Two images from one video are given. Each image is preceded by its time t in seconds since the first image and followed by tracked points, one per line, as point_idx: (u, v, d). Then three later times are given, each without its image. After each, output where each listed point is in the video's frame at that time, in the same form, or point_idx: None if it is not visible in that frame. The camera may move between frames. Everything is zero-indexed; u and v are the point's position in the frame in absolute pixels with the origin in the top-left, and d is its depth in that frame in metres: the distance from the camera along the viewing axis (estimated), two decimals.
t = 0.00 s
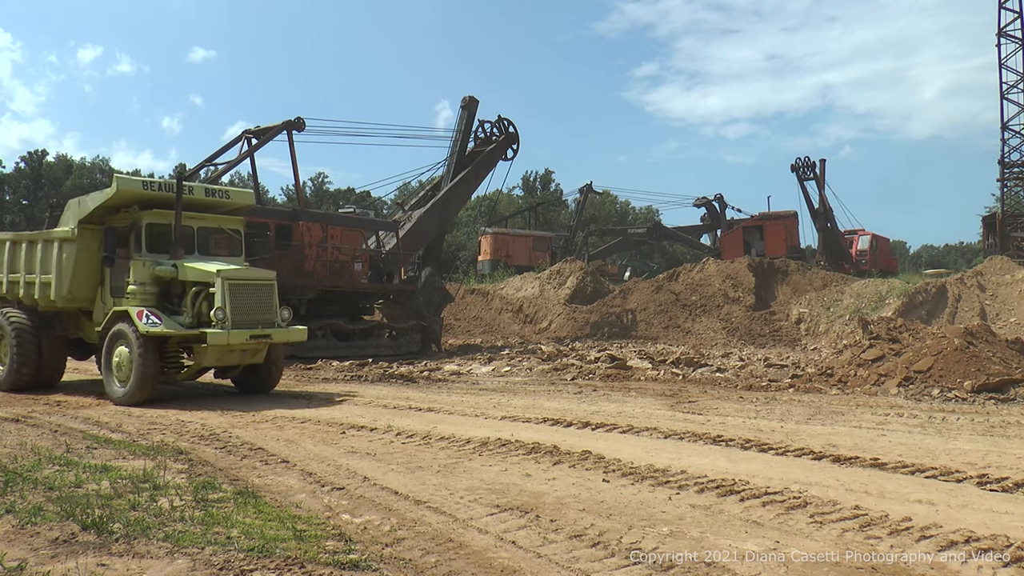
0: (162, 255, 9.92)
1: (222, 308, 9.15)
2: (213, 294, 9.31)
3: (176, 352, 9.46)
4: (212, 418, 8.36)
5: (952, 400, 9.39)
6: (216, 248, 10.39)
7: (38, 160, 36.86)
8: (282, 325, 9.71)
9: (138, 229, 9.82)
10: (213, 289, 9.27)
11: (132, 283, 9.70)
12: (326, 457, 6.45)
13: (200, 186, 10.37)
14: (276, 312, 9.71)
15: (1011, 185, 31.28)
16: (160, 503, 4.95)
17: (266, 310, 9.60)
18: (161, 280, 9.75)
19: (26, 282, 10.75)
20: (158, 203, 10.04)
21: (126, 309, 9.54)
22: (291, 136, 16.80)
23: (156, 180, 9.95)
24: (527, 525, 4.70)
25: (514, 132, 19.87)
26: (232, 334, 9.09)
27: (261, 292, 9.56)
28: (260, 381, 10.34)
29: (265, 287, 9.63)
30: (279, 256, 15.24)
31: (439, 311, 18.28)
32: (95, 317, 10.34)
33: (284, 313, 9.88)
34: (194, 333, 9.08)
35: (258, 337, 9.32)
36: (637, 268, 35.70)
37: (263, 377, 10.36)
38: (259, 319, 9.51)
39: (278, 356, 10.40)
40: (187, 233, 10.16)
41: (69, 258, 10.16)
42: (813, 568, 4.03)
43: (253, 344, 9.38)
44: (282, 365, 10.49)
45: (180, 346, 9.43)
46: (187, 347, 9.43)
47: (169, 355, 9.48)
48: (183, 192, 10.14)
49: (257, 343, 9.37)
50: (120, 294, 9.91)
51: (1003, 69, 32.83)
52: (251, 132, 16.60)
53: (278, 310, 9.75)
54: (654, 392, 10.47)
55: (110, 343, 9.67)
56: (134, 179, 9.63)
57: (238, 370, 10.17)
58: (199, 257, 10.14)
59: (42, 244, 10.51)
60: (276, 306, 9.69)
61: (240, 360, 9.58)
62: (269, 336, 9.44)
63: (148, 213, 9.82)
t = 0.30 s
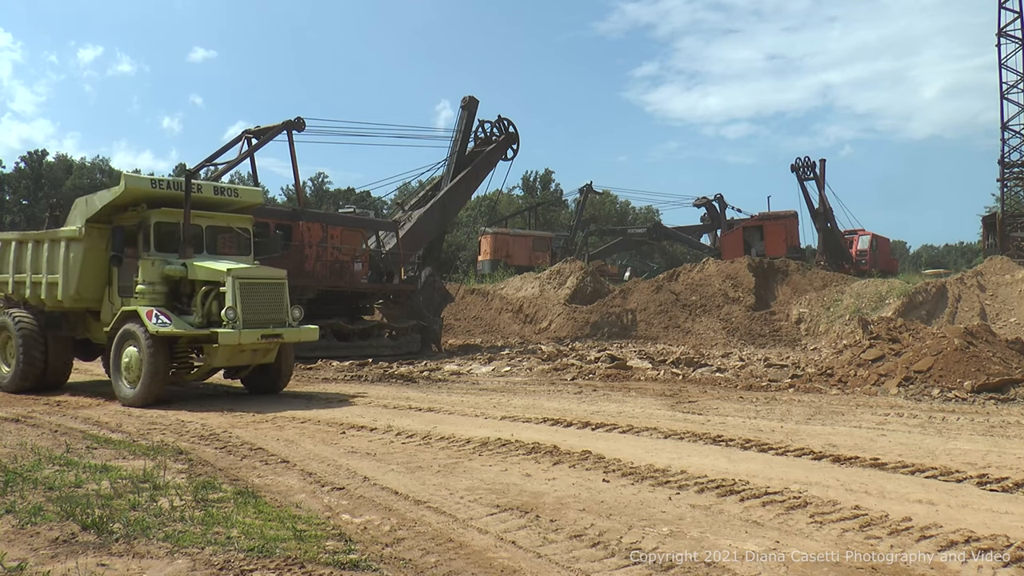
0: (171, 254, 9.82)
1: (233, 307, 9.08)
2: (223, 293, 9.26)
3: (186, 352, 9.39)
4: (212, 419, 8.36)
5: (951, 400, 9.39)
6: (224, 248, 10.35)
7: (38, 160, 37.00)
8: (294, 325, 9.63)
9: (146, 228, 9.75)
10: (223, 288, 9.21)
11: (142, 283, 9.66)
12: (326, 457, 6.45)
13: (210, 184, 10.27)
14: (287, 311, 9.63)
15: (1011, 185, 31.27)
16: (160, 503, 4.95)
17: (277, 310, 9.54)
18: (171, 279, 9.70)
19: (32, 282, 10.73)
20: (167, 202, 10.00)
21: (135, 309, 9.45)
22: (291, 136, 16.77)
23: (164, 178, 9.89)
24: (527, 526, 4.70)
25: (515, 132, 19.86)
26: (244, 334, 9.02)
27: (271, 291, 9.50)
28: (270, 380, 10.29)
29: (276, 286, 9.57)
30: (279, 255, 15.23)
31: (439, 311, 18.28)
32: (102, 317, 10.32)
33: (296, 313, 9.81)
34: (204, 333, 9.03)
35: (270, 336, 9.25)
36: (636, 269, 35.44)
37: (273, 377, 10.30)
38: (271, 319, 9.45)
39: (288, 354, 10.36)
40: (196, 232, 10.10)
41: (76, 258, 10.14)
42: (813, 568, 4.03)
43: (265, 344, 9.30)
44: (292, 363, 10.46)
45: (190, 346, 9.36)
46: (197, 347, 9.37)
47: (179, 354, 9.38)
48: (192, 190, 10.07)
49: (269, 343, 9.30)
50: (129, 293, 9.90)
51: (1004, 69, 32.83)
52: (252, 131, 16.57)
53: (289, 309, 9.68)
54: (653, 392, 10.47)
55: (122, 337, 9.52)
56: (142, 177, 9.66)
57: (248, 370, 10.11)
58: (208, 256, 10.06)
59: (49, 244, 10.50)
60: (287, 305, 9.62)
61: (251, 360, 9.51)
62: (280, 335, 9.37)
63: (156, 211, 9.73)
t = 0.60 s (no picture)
0: (179, 253, 9.83)
1: (243, 307, 9.03)
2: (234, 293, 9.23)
3: (195, 352, 9.28)
4: (212, 419, 8.36)
5: (952, 400, 9.39)
6: (232, 248, 10.27)
7: (38, 160, 36.98)
8: (304, 325, 9.57)
9: (154, 227, 9.71)
10: (233, 288, 9.17)
11: (150, 282, 9.64)
12: (326, 457, 6.45)
13: (218, 183, 10.29)
14: (298, 310, 9.59)
15: (1011, 185, 31.28)
16: (160, 503, 4.95)
17: (288, 310, 9.49)
18: (179, 279, 9.71)
19: (39, 282, 10.68)
20: (175, 200, 10.03)
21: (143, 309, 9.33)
22: (291, 136, 16.76)
23: (172, 176, 9.92)
24: (527, 525, 4.70)
25: (515, 132, 19.85)
26: (254, 333, 8.97)
27: (282, 290, 9.46)
28: (279, 381, 10.24)
29: (287, 285, 9.54)
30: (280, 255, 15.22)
31: (439, 311, 18.27)
32: (110, 317, 10.25)
33: (306, 313, 9.76)
34: (213, 333, 8.97)
35: (280, 336, 9.20)
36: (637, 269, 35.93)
37: (283, 378, 10.24)
38: (281, 318, 9.40)
39: (298, 355, 10.29)
40: (204, 232, 10.07)
41: (83, 258, 10.07)
42: (813, 568, 4.03)
43: (275, 344, 9.25)
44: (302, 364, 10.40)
45: (200, 346, 9.26)
46: (207, 347, 9.28)
47: (188, 355, 9.26)
48: (200, 189, 10.09)
49: (279, 343, 9.25)
50: (137, 294, 9.74)
51: (1004, 69, 32.83)
52: (252, 132, 16.57)
53: (299, 309, 9.63)
54: (654, 392, 10.47)
55: (134, 332, 9.35)
56: (150, 176, 9.65)
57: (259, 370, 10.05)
58: (216, 255, 10.03)
59: (56, 243, 10.44)
60: (297, 305, 9.58)
61: (261, 361, 9.45)
62: (291, 335, 9.32)
63: (164, 209, 9.70)
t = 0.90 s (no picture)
0: (188, 252, 9.73)
1: (254, 306, 8.96)
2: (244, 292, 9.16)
3: (205, 352, 9.22)
4: (212, 419, 8.36)
5: (951, 400, 9.39)
6: (240, 247, 10.21)
7: (38, 160, 37.01)
8: (316, 325, 9.49)
9: (163, 226, 9.65)
10: (244, 287, 9.10)
11: (159, 282, 9.51)
12: (326, 457, 6.45)
13: (227, 181, 10.19)
14: (309, 310, 9.51)
15: (1011, 185, 31.28)
16: (160, 503, 4.95)
17: (299, 309, 9.42)
18: (189, 278, 9.58)
19: (46, 282, 10.68)
20: (184, 199, 9.95)
21: (155, 309, 9.17)
22: (291, 136, 16.76)
23: (181, 175, 9.84)
24: (527, 525, 4.70)
25: (515, 132, 19.82)
26: (266, 334, 8.89)
27: (292, 289, 9.38)
28: (290, 382, 10.15)
29: (298, 285, 9.46)
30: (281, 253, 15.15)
31: (439, 311, 18.27)
32: (117, 317, 10.23)
33: (317, 313, 9.69)
34: (223, 333, 8.88)
35: (292, 336, 9.13)
36: (636, 269, 35.62)
37: (293, 378, 10.15)
38: (292, 318, 9.33)
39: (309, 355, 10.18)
40: (213, 232, 10.00)
41: (90, 257, 10.03)
42: (813, 568, 4.03)
43: (287, 344, 9.17)
44: (313, 364, 10.27)
45: (210, 346, 9.21)
46: (217, 347, 9.23)
47: (198, 355, 9.21)
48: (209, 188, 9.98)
49: (292, 343, 9.17)
50: (146, 293, 9.77)
51: (1004, 69, 32.84)
52: (252, 132, 16.57)
53: (310, 308, 9.56)
54: (653, 391, 10.47)
55: (144, 333, 9.28)
56: (158, 174, 9.56)
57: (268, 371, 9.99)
58: (224, 254, 9.96)
59: (63, 243, 10.42)
60: (308, 305, 9.50)
61: (272, 361, 9.37)
62: (303, 335, 9.24)
63: (173, 209, 9.65)
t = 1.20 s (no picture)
0: (197, 251, 9.67)
1: (264, 306, 8.89)
2: (254, 292, 9.10)
3: (214, 354, 9.17)
4: (212, 419, 8.36)
5: (951, 400, 9.39)
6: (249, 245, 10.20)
7: (38, 160, 37.05)
8: (326, 325, 9.42)
9: (172, 225, 9.60)
10: (254, 287, 9.03)
11: (168, 282, 9.49)
12: (326, 457, 6.45)
13: (236, 179, 10.17)
14: (319, 310, 9.45)
15: (1011, 185, 31.28)
16: (160, 503, 4.95)
17: (309, 309, 9.36)
18: (198, 278, 9.54)
19: (52, 282, 10.65)
20: (192, 197, 9.89)
21: (164, 309, 9.09)
22: (291, 136, 16.75)
23: (190, 173, 9.80)
24: (527, 526, 4.70)
25: (515, 131, 19.78)
26: (276, 334, 8.82)
27: (302, 289, 9.32)
28: (298, 383, 10.06)
29: (308, 284, 9.41)
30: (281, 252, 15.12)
31: (439, 311, 18.26)
32: (125, 317, 10.19)
33: (328, 313, 9.63)
34: (232, 333, 8.81)
35: (303, 337, 9.06)
36: (636, 268, 35.98)
37: (301, 379, 10.08)
38: (303, 318, 9.26)
39: (318, 356, 10.11)
40: (222, 230, 9.96)
41: (97, 256, 10.00)
42: (813, 568, 4.03)
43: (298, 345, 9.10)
44: (321, 364, 10.19)
45: (219, 347, 9.15)
46: (226, 348, 9.17)
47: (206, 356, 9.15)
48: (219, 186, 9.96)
49: (302, 343, 9.10)
50: (154, 292, 9.79)
51: (1005, 69, 32.86)
52: (252, 132, 16.55)
53: (321, 308, 9.49)
54: (653, 391, 10.47)
55: (152, 333, 9.19)
56: (167, 172, 9.50)
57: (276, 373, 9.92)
58: (234, 254, 9.91)
59: (69, 242, 10.39)
60: (319, 304, 9.44)
61: (282, 362, 9.30)
62: (313, 335, 9.17)
63: (183, 208, 9.58)
